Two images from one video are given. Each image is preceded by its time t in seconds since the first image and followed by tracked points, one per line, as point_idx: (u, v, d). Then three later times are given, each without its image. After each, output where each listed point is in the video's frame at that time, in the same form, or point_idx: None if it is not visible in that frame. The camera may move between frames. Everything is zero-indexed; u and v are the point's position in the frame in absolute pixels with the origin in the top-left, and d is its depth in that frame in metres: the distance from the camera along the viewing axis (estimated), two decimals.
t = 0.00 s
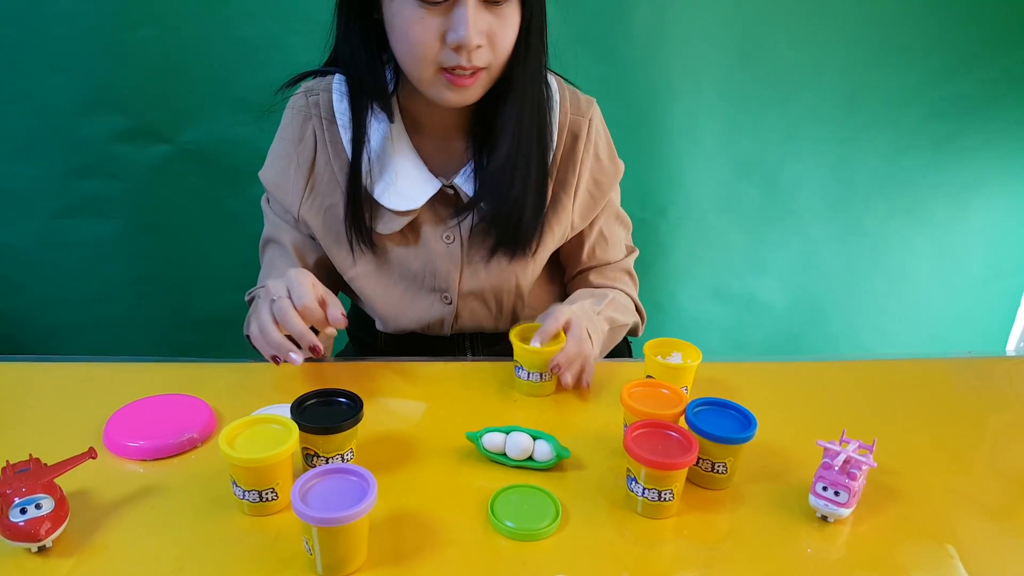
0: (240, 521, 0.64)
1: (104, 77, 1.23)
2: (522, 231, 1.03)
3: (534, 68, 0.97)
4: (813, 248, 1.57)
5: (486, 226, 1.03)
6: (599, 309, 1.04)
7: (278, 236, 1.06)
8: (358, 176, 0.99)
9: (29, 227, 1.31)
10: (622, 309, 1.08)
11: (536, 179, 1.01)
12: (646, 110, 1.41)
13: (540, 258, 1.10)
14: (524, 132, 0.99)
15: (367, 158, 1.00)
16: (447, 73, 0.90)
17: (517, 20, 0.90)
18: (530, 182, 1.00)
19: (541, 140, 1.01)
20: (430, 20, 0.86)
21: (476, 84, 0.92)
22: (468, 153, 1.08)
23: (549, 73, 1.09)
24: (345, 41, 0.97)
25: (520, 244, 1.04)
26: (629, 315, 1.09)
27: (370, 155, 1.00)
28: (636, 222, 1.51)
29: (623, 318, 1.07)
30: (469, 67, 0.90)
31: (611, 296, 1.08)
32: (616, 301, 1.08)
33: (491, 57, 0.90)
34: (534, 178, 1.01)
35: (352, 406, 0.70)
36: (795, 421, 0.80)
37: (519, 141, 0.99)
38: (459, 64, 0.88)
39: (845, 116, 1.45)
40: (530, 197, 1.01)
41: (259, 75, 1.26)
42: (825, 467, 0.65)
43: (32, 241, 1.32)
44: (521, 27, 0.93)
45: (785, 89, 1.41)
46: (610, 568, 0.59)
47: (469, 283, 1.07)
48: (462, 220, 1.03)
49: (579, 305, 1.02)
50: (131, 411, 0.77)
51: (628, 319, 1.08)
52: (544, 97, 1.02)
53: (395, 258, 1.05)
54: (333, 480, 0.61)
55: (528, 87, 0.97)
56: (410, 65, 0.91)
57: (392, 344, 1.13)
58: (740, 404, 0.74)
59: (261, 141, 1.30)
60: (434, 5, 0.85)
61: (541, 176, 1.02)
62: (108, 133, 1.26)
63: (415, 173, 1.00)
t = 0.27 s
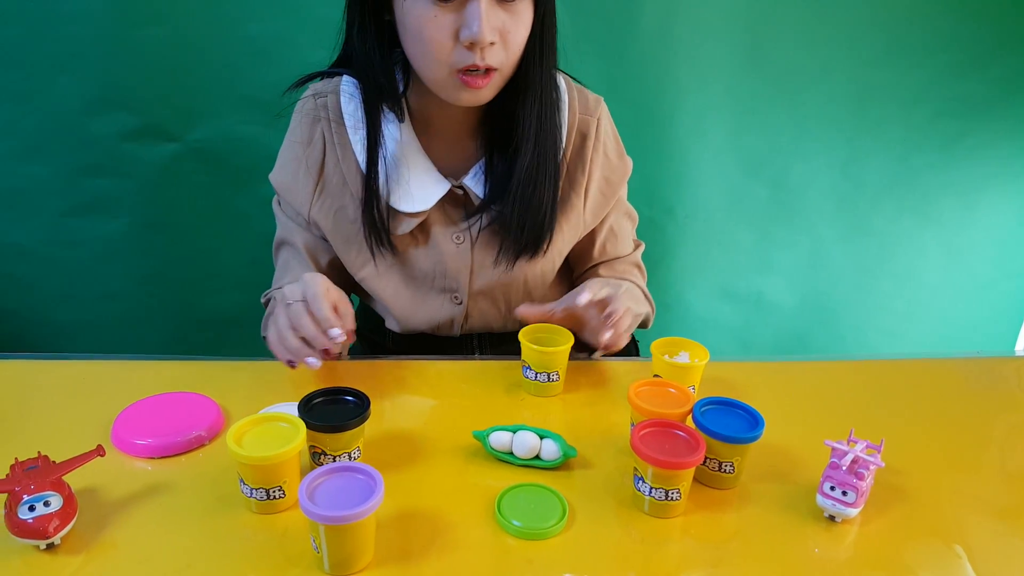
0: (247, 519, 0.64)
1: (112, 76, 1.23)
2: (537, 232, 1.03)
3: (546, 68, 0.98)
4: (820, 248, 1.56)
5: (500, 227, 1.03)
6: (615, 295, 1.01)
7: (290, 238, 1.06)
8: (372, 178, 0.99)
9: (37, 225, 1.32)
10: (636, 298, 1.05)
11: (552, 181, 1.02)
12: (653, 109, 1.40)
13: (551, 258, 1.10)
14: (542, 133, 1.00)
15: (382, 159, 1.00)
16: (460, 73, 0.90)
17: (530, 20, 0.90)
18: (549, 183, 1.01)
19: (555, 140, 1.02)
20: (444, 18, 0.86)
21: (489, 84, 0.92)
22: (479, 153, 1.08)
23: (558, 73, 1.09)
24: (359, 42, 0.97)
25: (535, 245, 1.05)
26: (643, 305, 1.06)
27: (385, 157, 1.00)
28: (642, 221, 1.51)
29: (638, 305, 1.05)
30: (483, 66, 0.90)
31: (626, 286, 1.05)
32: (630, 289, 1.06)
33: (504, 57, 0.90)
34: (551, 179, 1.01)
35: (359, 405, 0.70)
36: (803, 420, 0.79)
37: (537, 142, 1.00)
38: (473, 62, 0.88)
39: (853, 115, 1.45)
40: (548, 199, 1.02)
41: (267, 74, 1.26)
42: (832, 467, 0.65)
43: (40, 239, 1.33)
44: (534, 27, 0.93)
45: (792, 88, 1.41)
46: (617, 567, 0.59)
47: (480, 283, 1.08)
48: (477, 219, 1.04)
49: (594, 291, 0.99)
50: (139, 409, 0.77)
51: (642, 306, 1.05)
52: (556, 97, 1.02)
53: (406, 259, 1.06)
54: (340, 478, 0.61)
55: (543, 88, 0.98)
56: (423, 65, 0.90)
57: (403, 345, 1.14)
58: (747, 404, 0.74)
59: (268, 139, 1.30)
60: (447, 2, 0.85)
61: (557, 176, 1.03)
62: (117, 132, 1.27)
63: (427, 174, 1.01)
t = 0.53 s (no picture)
0: (251, 520, 0.64)
1: (112, 76, 1.23)
2: (538, 236, 1.03)
3: (549, 71, 0.96)
4: (819, 247, 1.57)
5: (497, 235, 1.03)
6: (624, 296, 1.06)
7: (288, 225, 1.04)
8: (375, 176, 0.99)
9: (36, 226, 1.31)
10: (642, 300, 1.10)
11: (551, 186, 1.01)
12: (654, 109, 1.41)
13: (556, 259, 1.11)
14: (539, 139, 0.99)
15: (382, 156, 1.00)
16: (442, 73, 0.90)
17: (519, 27, 0.90)
18: (548, 188, 1.01)
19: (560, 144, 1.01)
20: (427, 17, 0.86)
21: (473, 87, 0.91)
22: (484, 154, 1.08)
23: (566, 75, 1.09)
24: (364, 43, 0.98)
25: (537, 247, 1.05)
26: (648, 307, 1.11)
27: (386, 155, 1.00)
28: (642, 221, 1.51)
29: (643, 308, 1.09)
30: (463, 69, 0.89)
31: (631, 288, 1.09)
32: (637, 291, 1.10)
33: (486, 61, 0.89)
34: (548, 186, 1.01)
35: (362, 405, 0.70)
36: (806, 419, 0.80)
37: (527, 149, 0.98)
38: (452, 64, 0.88)
39: (853, 115, 1.45)
40: (540, 207, 1.01)
41: (268, 74, 1.26)
42: (835, 466, 0.65)
43: (39, 239, 1.32)
44: (525, 31, 0.91)
45: (792, 88, 1.41)
46: (620, 566, 0.59)
47: (484, 282, 1.08)
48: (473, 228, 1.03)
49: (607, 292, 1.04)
50: (140, 411, 0.77)
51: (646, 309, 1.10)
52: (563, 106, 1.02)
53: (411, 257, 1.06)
54: (344, 479, 0.61)
55: (536, 95, 0.96)
56: (411, 62, 0.91)
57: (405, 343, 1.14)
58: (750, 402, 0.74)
59: (268, 140, 1.30)
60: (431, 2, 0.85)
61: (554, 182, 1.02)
62: (116, 132, 1.26)
63: (431, 173, 1.01)
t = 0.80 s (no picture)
0: (245, 524, 0.64)
1: (102, 78, 1.22)
2: (537, 240, 1.03)
3: (559, 78, 0.97)
4: (810, 248, 1.58)
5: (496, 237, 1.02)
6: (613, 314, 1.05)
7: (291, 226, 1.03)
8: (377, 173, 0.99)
9: (24, 229, 1.30)
10: (631, 320, 1.10)
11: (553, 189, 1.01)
12: (646, 110, 1.41)
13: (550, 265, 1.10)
14: (542, 144, 0.98)
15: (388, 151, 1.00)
16: (456, 71, 0.90)
17: (534, 27, 0.90)
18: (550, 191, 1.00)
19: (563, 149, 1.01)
20: (443, 15, 0.86)
21: (485, 86, 0.92)
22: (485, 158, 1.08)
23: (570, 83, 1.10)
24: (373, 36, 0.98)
25: (534, 252, 1.04)
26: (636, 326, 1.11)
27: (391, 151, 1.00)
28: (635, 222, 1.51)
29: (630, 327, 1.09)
30: (478, 68, 0.89)
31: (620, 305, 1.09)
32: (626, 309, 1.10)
33: (501, 61, 0.90)
34: (551, 189, 1.01)
35: (358, 407, 0.70)
36: (799, 419, 0.80)
37: (534, 152, 0.98)
38: (467, 63, 0.88)
39: (843, 116, 1.46)
40: (542, 208, 1.00)
41: (260, 76, 1.25)
42: (828, 464, 0.66)
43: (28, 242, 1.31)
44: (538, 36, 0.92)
45: (783, 89, 1.42)
46: (616, 566, 0.59)
47: (479, 286, 1.08)
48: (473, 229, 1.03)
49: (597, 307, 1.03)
50: (132, 415, 0.76)
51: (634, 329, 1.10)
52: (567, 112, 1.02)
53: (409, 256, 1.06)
54: (340, 482, 0.61)
55: (546, 99, 0.97)
56: (422, 59, 0.91)
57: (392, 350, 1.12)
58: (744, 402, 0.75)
59: (261, 142, 1.29)
60: None
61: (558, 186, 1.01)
62: (106, 134, 1.25)
63: (431, 172, 1.01)
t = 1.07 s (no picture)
0: (237, 525, 0.64)
1: (95, 79, 1.21)
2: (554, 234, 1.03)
3: (576, 72, 0.96)
4: (805, 249, 1.58)
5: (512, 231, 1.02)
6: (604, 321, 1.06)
7: (310, 181, 0.90)
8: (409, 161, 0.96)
9: (17, 230, 1.30)
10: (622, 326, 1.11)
11: (570, 185, 1.01)
12: (641, 111, 1.41)
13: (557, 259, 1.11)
14: (563, 140, 0.98)
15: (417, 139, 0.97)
16: (470, 64, 0.88)
17: (549, 23, 0.88)
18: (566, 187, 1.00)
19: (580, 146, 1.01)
20: (460, 7, 0.84)
21: (499, 80, 0.90)
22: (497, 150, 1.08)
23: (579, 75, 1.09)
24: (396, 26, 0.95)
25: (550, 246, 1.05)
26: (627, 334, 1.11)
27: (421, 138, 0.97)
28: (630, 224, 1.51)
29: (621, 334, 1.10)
30: (493, 62, 0.88)
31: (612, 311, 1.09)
32: (618, 316, 1.11)
33: (515, 56, 0.88)
34: (569, 184, 1.01)
35: (350, 409, 0.70)
36: (792, 420, 0.80)
37: (551, 149, 0.97)
38: (482, 56, 0.86)
39: (837, 118, 1.47)
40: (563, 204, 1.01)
41: (254, 77, 1.25)
42: (820, 465, 0.66)
43: (21, 244, 1.31)
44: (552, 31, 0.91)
45: (778, 91, 1.42)
46: (609, 568, 0.59)
47: (494, 275, 1.09)
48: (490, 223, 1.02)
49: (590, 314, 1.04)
50: (124, 417, 0.76)
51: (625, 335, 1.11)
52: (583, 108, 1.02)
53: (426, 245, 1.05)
54: (331, 484, 0.61)
55: (564, 94, 0.96)
56: (436, 51, 0.89)
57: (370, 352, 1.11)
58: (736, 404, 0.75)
59: (255, 143, 1.29)
60: None
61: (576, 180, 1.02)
62: (100, 135, 1.25)
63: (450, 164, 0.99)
